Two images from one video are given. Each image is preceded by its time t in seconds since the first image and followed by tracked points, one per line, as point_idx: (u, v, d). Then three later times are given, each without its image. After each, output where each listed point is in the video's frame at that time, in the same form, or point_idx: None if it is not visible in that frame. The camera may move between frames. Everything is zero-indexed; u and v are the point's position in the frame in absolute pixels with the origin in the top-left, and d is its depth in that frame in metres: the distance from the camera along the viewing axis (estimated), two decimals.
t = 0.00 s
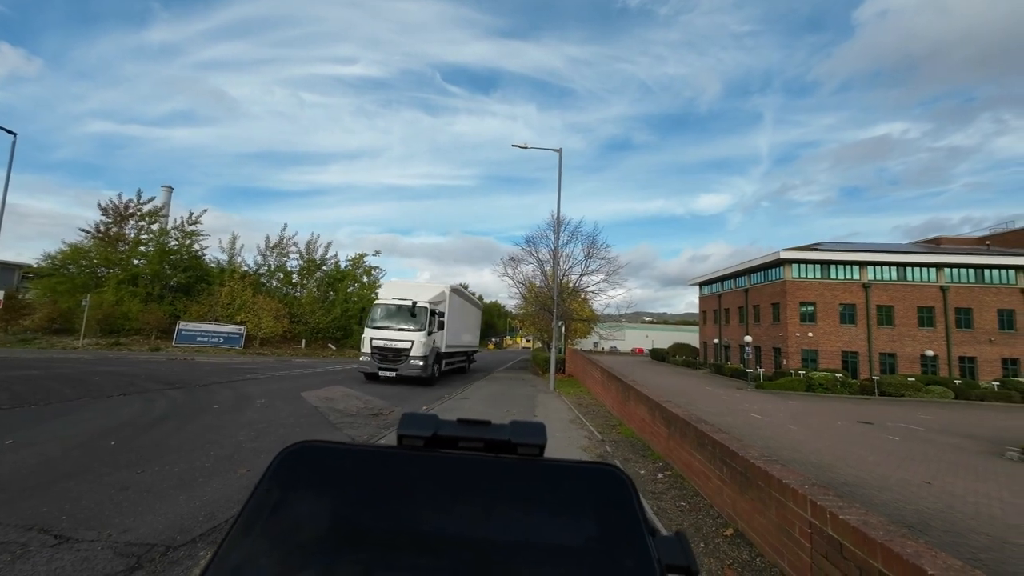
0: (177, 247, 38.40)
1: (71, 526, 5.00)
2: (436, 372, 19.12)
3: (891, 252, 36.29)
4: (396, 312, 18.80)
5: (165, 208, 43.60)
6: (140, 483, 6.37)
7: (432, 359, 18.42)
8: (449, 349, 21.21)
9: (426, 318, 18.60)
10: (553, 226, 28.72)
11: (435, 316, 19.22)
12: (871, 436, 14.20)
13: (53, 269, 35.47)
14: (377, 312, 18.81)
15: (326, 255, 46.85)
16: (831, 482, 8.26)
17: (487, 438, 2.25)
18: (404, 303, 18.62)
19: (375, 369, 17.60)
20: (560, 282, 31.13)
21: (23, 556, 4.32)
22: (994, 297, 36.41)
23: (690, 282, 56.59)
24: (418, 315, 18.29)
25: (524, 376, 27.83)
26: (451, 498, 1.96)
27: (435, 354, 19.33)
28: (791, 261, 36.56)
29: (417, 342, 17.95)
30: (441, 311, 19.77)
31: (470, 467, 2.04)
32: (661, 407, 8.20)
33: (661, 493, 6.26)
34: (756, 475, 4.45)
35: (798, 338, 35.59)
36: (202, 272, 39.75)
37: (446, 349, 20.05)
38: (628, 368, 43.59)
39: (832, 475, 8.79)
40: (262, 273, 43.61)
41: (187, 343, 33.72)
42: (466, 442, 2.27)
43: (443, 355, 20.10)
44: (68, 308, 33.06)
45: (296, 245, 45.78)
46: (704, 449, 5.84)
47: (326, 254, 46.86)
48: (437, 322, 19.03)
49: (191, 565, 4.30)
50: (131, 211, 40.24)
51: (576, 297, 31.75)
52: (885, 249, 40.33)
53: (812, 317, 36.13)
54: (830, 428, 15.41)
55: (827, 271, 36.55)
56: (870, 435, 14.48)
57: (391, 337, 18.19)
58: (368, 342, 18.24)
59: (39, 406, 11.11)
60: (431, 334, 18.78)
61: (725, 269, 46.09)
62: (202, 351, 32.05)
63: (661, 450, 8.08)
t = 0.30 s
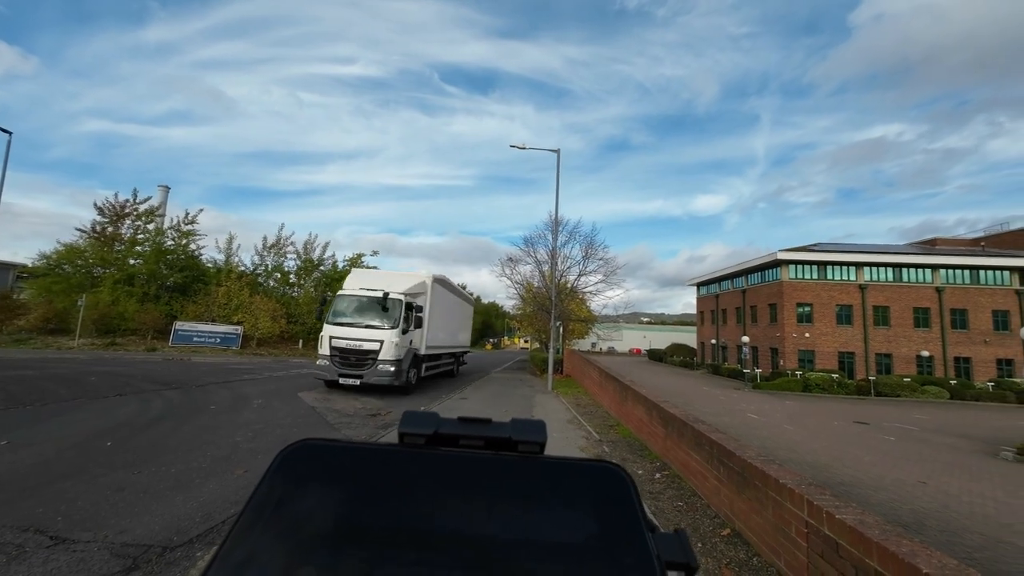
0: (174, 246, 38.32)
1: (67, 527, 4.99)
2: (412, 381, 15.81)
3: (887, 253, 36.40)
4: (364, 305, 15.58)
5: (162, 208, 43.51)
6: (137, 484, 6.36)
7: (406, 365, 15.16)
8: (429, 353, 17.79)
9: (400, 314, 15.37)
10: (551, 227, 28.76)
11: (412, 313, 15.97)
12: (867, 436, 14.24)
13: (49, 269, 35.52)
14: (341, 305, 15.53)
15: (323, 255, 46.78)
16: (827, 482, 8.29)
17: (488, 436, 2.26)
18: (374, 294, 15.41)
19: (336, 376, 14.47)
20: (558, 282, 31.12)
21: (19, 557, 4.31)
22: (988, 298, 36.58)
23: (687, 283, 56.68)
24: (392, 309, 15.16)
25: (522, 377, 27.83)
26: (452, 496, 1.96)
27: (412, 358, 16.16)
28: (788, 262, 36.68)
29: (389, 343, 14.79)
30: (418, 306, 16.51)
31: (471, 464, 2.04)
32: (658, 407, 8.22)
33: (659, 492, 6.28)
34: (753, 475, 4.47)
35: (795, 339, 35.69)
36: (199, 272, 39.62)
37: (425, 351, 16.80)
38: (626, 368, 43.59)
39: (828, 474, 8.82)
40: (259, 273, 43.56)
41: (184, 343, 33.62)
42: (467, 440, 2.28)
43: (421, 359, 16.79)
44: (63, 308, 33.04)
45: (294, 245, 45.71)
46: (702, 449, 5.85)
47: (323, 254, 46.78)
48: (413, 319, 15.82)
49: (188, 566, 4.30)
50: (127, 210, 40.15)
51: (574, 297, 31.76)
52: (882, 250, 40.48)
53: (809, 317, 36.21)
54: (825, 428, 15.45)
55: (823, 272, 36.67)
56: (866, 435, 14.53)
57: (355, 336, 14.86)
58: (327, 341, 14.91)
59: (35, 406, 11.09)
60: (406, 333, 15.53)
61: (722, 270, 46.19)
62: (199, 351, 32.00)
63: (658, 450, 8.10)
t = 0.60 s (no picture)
0: (169, 246, 38.15)
1: (60, 529, 4.96)
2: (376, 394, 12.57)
3: (882, 255, 36.54)
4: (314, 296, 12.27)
5: (156, 208, 43.30)
6: (131, 485, 6.33)
7: (366, 374, 11.95)
8: (400, 356, 14.40)
9: (359, 308, 12.10)
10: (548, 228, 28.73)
11: (376, 307, 12.68)
12: (862, 436, 14.29)
13: (41, 269, 35.35)
14: (285, 295, 12.26)
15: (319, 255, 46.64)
16: (821, 482, 8.31)
17: (486, 436, 2.27)
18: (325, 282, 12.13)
19: (272, 390, 11.28)
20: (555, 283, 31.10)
21: (11, 559, 4.29)
22: (982, 299, 36.78)
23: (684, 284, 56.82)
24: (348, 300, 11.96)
25: (519, 378, 27.87)
26: (450, 494, 1.96)
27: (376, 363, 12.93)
28: (784, 263, 36.80)
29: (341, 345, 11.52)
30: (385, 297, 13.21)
31: (469, 463, 2.06)
32: (654, 407, 8.25)
33: (654, 493, 6.29)
34: (746, 475, 4.49)
35: (790, 340, 35.79)
36: (194, 272, 39.42)
37: (395, 354, 13.63)
38: (622, 369, 43.63)
39: (824, 475, 8.84)
40: (254, 273, 43.40)
41: (178, 344, 33.47)
42: (465, 441, 2.28)
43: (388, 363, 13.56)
44: (56, 309, 32.89)
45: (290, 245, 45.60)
46: (697, 449, 5.88)
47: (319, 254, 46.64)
48: (377, 315, 12.56)
49: (182, 567, 4.28)
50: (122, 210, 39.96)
51: (571, 298, 31.74)
52: (877, 252, 40.61)
53: (804, 318, 36.29)
54: (820, 428, 15.50)
55: (818, 273, 36.81)
56: (860, 435, 14.58)
57: (298, 336, 11.55)
58: (262, 343, 11.61)
59: (29, 407, 11.05)
60: (366, 332, 12.28)
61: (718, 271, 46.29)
62: (193, 352, 31.87)
63: (654, 450, 8.12)
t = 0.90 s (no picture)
0: (161, 246, 37.94)
1: (48, 532, 4.93)
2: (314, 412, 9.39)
3: (875, 257, 36.76)
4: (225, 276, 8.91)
5: (149, 207, 43.05)
6: (122, 488, 6.31)
7: (297, 386, 8.79)
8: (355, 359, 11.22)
9: (287, 289, 8.89)
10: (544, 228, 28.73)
11: (314, 292, 9.41)
12: (854, 436, 14.38)
13: (31, 268, 34.95)
14: (191, 271, 8.85)
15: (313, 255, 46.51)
16: (814, 482, 8.35)
17: (488, 448, 2.27)
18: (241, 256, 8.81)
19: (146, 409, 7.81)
20: (550, 283, 31.10)
21: None
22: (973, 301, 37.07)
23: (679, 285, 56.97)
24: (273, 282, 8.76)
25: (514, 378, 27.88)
26: (452, 508, 1.96)
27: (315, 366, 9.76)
28: (778, 265, 36.96)
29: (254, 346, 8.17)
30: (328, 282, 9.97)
31: (471, 477, 2.06)
32: (649, 408, 8.27)
33: (649, 493, 6.32)
34: (741, 475, 4.51)
35: (784, 341, 35.94)
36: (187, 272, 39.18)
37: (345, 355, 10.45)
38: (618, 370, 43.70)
39: (817, 474, 8.89)
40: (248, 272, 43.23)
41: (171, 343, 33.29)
42: (466, 452, 2.28)
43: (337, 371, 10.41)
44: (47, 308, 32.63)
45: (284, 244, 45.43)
46: (691, 449, 5.91)
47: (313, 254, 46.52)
48: (313, 303, 9.23)
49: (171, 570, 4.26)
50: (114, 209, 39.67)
51: (566, 298, 31.73)
52: (870, 254, 40.86)
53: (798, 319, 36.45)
54: (813, 428, 15.58)
55: (812, 275, 36.99)
56: (851, 435, 14.68)
57: (188, 332, 8.12)
58: (139, 341, 8.12)
59: (20, 407, 10.98)
60: (298, 328, 9.05)
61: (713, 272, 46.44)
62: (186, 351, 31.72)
63: (648, 451, 8.14)
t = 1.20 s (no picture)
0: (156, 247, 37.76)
1: (34, 537, 4.90)
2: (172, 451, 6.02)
3: (868, 259, 36.97)
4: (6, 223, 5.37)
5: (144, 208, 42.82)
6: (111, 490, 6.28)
7: (129, 410, 5.45)
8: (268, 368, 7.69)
9: (112, 244, 5.49)
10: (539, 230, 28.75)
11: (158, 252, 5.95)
12: (846, 436, 14.47)
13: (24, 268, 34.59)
14: None
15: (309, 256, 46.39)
16: (807, 483, 8.39)
17: (493, 447, 2.28)
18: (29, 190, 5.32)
19: None
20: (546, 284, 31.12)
21: None
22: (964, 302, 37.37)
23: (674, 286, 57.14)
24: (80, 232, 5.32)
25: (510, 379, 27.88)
26: (456, 507, 1.97)
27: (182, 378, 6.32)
28: (772, 266, 37.12)
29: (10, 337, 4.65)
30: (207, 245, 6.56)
31: (476, 475, 2.08)
32: (643, 408, 8.32)
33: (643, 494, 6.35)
34: (735, 476, 4.52)
35: (778, 342, 36.10)
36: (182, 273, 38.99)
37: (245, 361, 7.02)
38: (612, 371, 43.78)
39: (810, 475, 8.94)
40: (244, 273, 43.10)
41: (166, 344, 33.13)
42: (471, 452, 2.28)
43: (230, 384, 6.93)
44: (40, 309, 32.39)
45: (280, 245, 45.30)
46: (685, 450, 5.94)
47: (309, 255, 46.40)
48: (154, 268, 5.83)
49: None
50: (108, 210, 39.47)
51: (562, 299, 31.74)
52: (863, 255, 41.09)
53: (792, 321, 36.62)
54: (806, 429, 15.65)
55: (805, 277, 37.18)
56: (843, 436, 14.76)
57: None
58: None
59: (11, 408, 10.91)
60: (137, 311, 5.81)
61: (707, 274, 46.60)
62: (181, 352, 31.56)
63: (643, 452, 8.16)
